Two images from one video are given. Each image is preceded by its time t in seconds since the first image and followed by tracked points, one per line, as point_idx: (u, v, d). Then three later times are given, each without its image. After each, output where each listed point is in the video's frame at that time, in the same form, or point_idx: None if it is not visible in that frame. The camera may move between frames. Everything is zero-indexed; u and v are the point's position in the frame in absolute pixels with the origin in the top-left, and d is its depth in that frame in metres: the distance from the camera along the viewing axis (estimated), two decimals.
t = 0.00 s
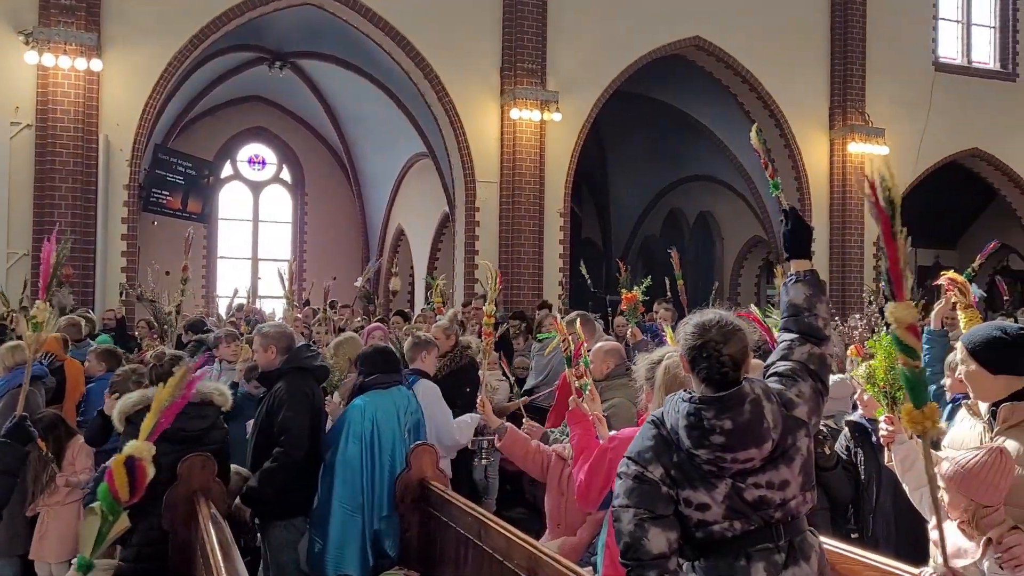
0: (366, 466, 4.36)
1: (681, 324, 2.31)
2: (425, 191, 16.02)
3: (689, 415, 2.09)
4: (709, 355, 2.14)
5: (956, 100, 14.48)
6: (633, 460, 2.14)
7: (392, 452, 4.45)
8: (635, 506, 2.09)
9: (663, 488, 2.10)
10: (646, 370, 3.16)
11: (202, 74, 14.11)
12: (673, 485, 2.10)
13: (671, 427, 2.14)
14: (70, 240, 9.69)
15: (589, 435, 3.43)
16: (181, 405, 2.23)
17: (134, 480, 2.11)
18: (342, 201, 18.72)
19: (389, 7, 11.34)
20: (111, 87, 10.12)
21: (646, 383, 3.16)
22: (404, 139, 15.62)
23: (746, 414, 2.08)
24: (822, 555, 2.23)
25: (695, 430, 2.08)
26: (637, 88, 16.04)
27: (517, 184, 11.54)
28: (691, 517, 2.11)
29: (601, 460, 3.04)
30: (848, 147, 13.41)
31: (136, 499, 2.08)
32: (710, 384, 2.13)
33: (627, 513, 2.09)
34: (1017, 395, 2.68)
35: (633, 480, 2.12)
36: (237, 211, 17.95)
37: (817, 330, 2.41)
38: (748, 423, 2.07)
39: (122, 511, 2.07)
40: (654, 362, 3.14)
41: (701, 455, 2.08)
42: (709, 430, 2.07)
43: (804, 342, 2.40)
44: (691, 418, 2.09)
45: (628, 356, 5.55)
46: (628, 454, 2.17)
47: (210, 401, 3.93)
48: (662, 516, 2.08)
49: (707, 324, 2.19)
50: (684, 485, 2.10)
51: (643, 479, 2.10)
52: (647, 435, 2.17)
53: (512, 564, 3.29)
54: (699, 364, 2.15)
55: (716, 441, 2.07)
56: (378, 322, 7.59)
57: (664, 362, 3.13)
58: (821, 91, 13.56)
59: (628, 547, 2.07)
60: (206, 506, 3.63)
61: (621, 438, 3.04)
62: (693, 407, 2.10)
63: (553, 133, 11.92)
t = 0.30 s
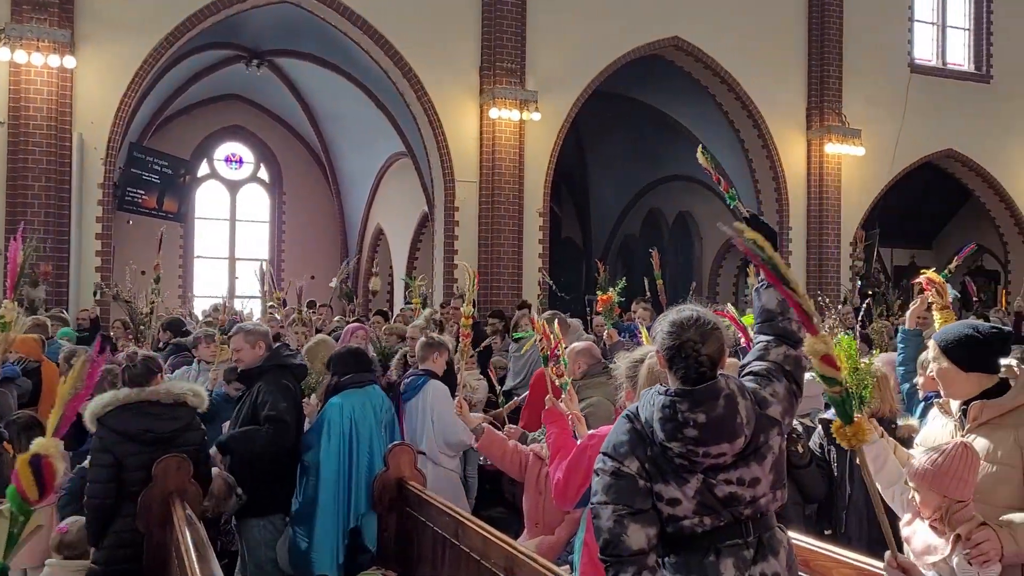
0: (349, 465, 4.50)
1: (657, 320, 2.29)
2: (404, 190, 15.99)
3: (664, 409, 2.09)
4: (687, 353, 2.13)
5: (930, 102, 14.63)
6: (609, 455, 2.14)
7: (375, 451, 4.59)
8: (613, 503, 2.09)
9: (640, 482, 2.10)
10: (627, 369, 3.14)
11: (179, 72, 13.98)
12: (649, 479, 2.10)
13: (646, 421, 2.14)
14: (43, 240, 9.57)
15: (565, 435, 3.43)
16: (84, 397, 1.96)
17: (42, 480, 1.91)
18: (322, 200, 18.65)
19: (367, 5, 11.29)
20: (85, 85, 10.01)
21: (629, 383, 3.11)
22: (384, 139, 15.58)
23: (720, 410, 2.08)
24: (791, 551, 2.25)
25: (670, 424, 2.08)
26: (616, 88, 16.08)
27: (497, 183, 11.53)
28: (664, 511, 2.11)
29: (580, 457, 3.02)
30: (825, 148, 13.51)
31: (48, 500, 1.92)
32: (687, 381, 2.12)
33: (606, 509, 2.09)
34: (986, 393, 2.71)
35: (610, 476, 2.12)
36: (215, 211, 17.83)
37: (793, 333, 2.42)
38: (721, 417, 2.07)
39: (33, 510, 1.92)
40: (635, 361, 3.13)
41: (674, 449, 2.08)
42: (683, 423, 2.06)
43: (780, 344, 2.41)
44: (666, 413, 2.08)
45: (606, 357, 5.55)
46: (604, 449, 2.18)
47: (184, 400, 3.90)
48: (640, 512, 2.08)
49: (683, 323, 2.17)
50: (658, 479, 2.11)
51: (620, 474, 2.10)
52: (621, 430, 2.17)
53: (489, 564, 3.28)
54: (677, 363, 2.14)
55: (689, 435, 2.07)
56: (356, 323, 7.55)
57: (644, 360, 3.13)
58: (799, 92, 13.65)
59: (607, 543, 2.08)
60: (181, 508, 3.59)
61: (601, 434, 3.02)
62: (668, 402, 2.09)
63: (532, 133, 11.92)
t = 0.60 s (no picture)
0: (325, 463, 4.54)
1: (630, 316, 2.30)
2: (383, 189, 15.97)
3: (648, 401, 2.10)
4: (665, 347, 2.17)
5: (905, 102, 14.77)
6: (591, 451, 2.13)
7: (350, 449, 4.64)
8: (597, 498, 2.08)
9: (624, 475, 2.10)
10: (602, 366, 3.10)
11: (155, 69, 13.87)
12: (631, 471, 2.10)
13: (627, 415, 2.15)
14: (17, 239, 9.47)
15: (534, 435, 3.43)
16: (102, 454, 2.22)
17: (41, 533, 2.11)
18: (302, 200, 18.58)
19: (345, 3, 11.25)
20: (59, 82, 9.92)
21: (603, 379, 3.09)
22: (363, 137, 15.53)
23: (703, 401, 2.11)
24: (762, 541, 2.27)
25: (655, 416, 2.09)
26: (596, 88, 16.11)
27: (476, 182, 11.52)
28: (646, 504, 2.11)
29: (554, 456, 3.00)
30: (803, 148, 13.61)
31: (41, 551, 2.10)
32: (668, 375, 2.16)
33: (592, 504, 2.08)
34: (961, 391, 2.73)
35: (593, 471, 2.11)
36: (193, 210, 17.71)
37: (764, 330, 2.45)
38: (705, 409, 2.10)
39: (24, 562, 2.08)
40: (608, 359, 3.10)
41: (657, 440, 2.09)
42: (669, 415, 2.08)
43: (751, 338, 2.43)
44: (651, 405, 2.09)
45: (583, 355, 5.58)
46: (583, 445, 2.16)
47: (160, 400, 3.84)
48: (625, 505, 2.08)
49: (656, 317, 2.20)
50: (640, 472, 2.11)
51: (604, 469, 2.10)
52: (601, 424, 2.16)
53: (467, 563, 3.27)
54: (654, 359, 2.17)
55: (673, 426, 2.08)
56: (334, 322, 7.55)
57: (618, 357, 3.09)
58: (777, 92, 13.73)
59: (592, 538, 2.07)
60: (155, 509, 3.57)
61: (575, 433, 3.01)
62: (652, 394, 2.11)
63: (512, 132, 11.92)
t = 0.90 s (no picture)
0: (308, 464, 4.60)
1: (614, 312, 2.32)
2: (366, 188, 15.94)
3: (633, 392, 2.11)
4: (646, 342, 2.18)
5: (884, 102, 14.87)
6: (577, 445, 2.13)
7: (327, 446, 4.70)
8: (586, 490, 2.07)
9: (611, 469, 2.10)
10: (580, 365, 3.08)
11: (134, 65, 13.77)
12: (618, 464, 2.10)
13: (611, 407, 2.15)
14: None
15: (514, 436, 3.44)
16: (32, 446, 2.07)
17: None
18: (285, 198, 18.51)
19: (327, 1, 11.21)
20: (37, 79, 9.83)
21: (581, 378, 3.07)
22: (346, 136, 15.49)
23: (688, 392, 2.11)
24: (740, 539, 2.28)
25: (640, 406, 2.09)
26: (578, 86, 16.13)
27: (460, 181, 11.51)
28: (630, 498, 2.11)
29: (532, 456, 2.97)
30: (784, 147, 13.67)
31: None
32: (650, 369, 2.17)
33: (581, 497, 2.07)
34: (939, 388, 2.74)
35: (581, 466, 2.11)
36: (172, 209, 17.64)
37: (740, 330, 2.43)
38: (689, 400, 2.10)
39: None
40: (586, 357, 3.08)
41: (642, 432, 2.09)
42: (653, 405, 2.08)
43: (729, 339, 2.41)
44: (635, 395, 2.10)
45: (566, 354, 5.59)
46: (569, 440, 2.16)
47: (137, 400, 3.80)
48: (613, 497, 2.07)
49: (640, 314, 2.21)
50: (625, 465, 2.11)
51: (591, 462, 2.09)
52: (585, 418, 2.16)
53: (448, 562, 3.27)
54: (636, 354, 2.18)
55: (658, 417, 2.08)
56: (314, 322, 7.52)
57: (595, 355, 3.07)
58: (760, 92, 13.79)
59: (582, 530, 2.05)
60: (133, 509, 3.55)
61: (553, 433, 2.97)
62: (638, 385, 2.11)
63: (495, 131, 11.91)
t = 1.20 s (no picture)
0: (295, 461, 4.63)
1: (613, 310, 2.33)
2: (358, 183, 15.91)
3: (632, 390, 2.11)
4: (644, 341, 2.18)
5: (875, 97, 14.89)
6: (574, 442, 2.12)
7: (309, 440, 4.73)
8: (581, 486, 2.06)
9: (607, 467, 2.09)
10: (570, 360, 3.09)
11: (123, 60, 13.71)
12: (614, 463, 2.10)
13: (609, 406, 2.14)
14: None
15: (506, 431, 3.43)
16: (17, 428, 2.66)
17: None
18: (277, 194, 18.46)
19: None
20: (24, 73, 9.78)
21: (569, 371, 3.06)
22: (337, 131, 15.46)
23: (687, 389, 2.13)
24: (734, 537, 2.28)
25: (639, 404, 2.09)
26: (570, 81, 16.11)
27: (451, 176, 11.49)
28: (624, 497, 2.10)
29: (524, 452, 2.97)
30: (775, 143, 13.67)
31: None
32: (645, 368, 2.18)
33: (576, 492, 2.06)
34: (924, 380, 2.77)
35: (577, 462, 2.10)
36: (162, 204, 17.59)
37: (733, 331, 2.46)
38: (688, 397, 2.12)
39: None
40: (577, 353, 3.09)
41: (640, 430, 2.10)
42: (653, 403, 2.09)
43: (722, 338, 2.44)
44: (634, 393, 2.10)
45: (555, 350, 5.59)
46: (565, 437, 2.15)
47: (126, 398, 3.80)
48: (607, 494, 2.07)
49: (639, 312, 2.21)
50: (621, 463, 2.11)
51: (588, 459, 2.09)
52: (583, 417, 2.16)
53: (437, 557, 3.27)
54: (633, 351, 2.19)
55: (657, 415, 2.09)
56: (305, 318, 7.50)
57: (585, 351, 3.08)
58: (751, 87, 13.79)
59: (575, 524, 2.05)
60: (122, 505, 3.54)
61: (545, 429, 2.98)
62: (637, 383, 2.11)
63: (486, 126, 11.89)
